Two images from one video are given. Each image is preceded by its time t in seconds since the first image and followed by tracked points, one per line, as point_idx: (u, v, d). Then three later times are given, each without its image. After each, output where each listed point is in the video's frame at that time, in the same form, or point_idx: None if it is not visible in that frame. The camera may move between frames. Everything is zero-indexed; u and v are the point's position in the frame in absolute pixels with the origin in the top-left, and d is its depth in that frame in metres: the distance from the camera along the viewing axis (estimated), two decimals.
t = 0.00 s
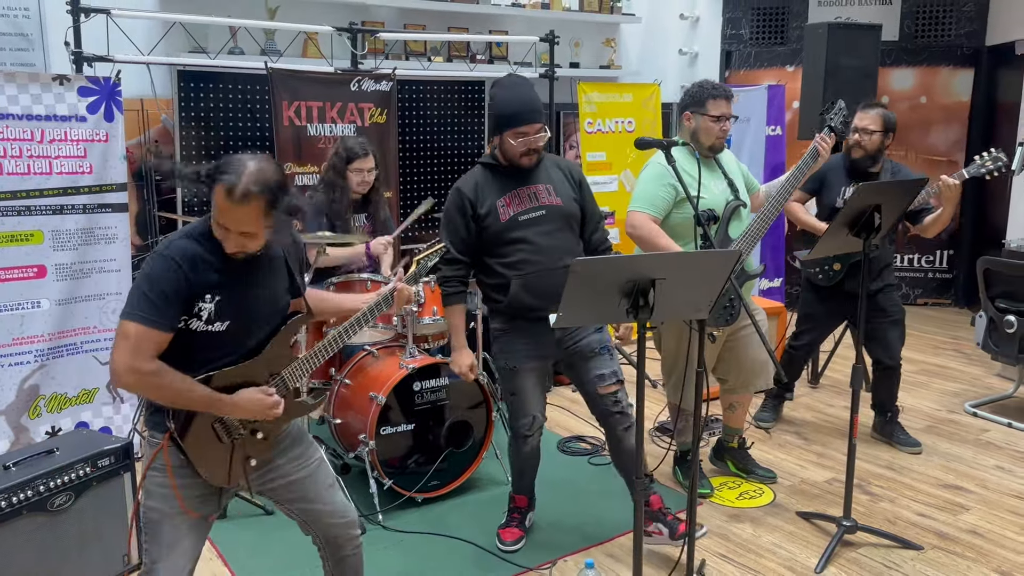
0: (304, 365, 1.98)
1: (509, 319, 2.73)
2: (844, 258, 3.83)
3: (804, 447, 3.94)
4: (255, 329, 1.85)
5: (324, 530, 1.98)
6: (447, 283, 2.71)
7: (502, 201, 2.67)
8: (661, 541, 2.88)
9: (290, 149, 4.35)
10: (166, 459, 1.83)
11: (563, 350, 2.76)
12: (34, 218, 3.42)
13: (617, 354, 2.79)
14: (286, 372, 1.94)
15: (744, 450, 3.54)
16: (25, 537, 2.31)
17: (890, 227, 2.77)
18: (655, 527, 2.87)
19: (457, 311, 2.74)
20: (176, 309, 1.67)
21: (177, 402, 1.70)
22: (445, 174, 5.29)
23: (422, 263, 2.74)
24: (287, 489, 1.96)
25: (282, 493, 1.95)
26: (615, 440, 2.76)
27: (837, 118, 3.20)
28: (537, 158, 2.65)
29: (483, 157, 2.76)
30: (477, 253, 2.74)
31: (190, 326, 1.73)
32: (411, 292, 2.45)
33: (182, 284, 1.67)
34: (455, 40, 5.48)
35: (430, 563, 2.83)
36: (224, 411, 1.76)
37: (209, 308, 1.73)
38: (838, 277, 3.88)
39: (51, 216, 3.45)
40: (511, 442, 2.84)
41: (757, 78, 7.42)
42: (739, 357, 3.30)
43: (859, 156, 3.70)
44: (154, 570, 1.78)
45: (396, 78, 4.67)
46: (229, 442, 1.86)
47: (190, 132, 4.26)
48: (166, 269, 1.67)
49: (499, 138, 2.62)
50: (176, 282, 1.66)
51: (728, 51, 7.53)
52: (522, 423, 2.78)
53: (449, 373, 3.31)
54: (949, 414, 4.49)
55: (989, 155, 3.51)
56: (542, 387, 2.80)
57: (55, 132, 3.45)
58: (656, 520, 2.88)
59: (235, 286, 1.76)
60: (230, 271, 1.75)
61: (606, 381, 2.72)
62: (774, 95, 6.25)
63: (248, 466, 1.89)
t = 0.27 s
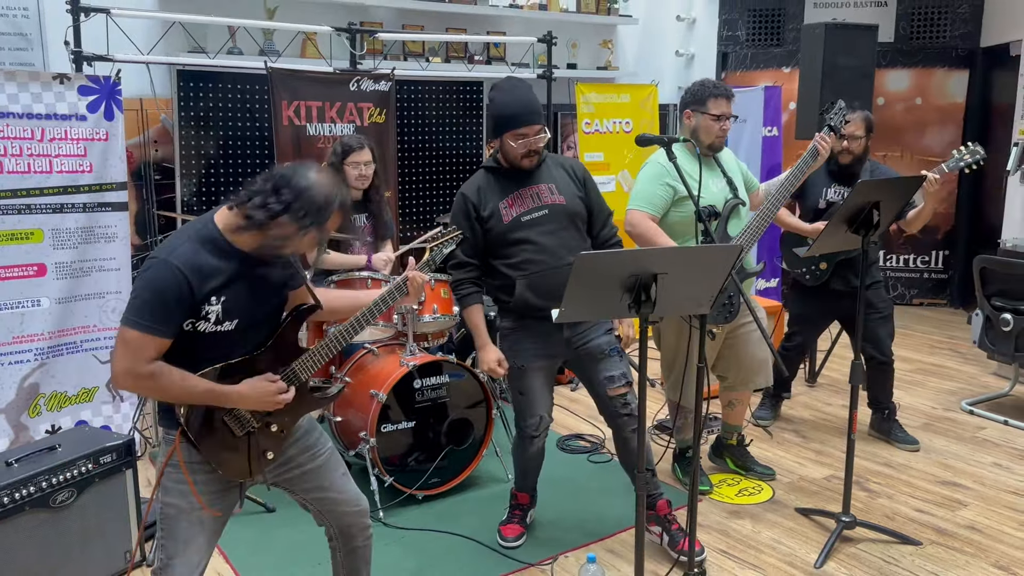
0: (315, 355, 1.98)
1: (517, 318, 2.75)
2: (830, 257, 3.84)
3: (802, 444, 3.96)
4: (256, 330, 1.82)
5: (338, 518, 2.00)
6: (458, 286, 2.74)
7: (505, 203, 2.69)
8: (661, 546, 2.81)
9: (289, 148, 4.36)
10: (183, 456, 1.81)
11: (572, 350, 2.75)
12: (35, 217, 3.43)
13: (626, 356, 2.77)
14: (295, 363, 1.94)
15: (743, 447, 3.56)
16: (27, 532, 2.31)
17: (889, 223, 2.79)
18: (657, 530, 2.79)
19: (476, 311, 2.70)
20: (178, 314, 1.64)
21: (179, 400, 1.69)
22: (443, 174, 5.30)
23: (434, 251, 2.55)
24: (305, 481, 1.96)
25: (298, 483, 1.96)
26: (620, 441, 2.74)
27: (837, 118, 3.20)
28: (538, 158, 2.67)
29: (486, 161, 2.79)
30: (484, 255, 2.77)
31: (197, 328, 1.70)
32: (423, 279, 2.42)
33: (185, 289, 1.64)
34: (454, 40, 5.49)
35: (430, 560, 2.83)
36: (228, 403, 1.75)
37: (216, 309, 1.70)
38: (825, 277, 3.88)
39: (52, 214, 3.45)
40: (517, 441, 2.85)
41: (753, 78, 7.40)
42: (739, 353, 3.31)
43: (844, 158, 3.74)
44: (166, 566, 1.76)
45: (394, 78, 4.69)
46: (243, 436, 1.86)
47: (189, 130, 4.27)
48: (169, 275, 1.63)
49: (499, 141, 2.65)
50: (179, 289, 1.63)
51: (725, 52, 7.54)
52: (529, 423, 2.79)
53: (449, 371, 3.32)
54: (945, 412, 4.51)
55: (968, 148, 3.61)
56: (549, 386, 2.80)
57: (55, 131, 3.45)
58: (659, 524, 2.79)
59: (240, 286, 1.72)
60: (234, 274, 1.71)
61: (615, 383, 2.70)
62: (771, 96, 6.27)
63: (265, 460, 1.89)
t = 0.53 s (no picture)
0: (310, 350, 2.01)
1: (534, 323, 2.71)
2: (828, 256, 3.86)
3: (799, 444, 3.96)
4: (255, 320, 1.83)
5: (334, 518, 1.99)
6: (480, 283, 2.69)
7: (532, 201, 2.63)
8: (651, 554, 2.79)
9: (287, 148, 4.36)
10: (182, 452, 1.80)
11: (587, 359, 2.70)
12: (32, 216, 3.42)
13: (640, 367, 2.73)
14: (291, 357, 1.96)
15: (741, 446, 3.56)
16: (25, 531, 2.30)
17: (887, 221, 2.80)
18: (650, 538, 2.78)
19: (496, 306, 2.67)
20: (177, 296, 1.65)
21: (175, 387, 1.69)
22: (441, 174, 5.30)
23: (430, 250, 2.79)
24: (299, 481, 1.96)
25: (296, 481, 1.96)
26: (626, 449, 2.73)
27: (836, 116, 3.21)
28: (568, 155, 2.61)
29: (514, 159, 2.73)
30: (506, 254, 2.72)
31: (194, 313, 1.72)
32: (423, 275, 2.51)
33: (186, 271, 1.65)
34: (451, 41, 5.49)
35: (429, 558, 2.82)
36: (224, 394, 1.75)
37: (216, 294, 1.72)
38: (824, 276, 3.90)
39: (49, 214, 3.45)
40: (522, 446, 2.83)
41: (749, 81, 7.45)
42: (737, 352, 3.32)
43: (842, 159, 3.74)
44: (165, 564, 1.75)
45: (392, 78, 4.69)
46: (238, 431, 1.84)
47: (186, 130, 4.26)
48: (171, 256, 1.65)
49: (528, 135, 2.60)
50: (179, 270, 1.64)
51: (722, 54, 7.58)
52: (536, 429, 2.75)
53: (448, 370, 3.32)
54: (942, 412, 4.52)
55: (958, 141, 3.69)
56: (560, 393, 2.76)
57: (52, 130, 3.45)
58: (653, 530, 2.77)
59: (239, 272, 1.75)
60: (233, 257, 1.74)
61: (629, 395, 2.66)
62: (767, 97, 6.28)
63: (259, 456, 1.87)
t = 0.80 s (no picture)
0: (304, 348, 1.96)
1: (545, 322, 2.66)
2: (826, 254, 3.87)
3: (797, 442, 3.96)
4: (249, 310, 1.84)
5: (331, 509, 1.98)
6: (501, 257, 2.61)
7: (563, 190, 2.62)
8: (649, 551, 2.79)
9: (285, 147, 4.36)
10: (167, 444, 1.81)
11: (599, 357, 2.67)
12: (28, 214, 3.41)
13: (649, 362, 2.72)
14: (282, 352, 1.92)
15: (739, 444, 3.56)
16: (21, 528, 2.29)
17: (884, 218, 2.80)
18: (649, 534, 2.77)
19: (525, 267, 2.56)
20: (168, 279, 1.69)
21: (162, 375, 1.70)
22: (439, 175, 5.30)
23: (439, 252, 2.61)
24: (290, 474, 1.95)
25: (287, 476, 1.95)
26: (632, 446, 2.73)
27: (833, 112, 3.25)
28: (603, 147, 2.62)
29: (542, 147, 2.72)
30: (524, 243, 2.69)
31: (185, 299, 1.74)
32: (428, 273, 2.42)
33: (175, 254, 1.69)
34: (449, 41, 5.49)
35: (427, 556, 2.81)
36: (212, 387, 1.75)
37: (205, 279, 1.75)
38: (822, 275, 3.90)
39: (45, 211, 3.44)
40: (524, 444, 2.81)
41: (746, 82, 7.48)
42: (734, 350, 3.33)
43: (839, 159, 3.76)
44: (154, 558, 1.73)
45: (390, 78, 4.69)
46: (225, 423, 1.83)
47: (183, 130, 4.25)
48: (162, 239, 1.69)
49: (563, 120, 2.58)
50: (170, 252, 1.68)
51: (718, 55, 7.65)
52: (541, 428, 2.74)
53: (445, 368, 3.31)
54: (940, 411, 4.52)
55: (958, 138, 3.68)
56: (566, 392, 2.75)
57: (49, 128, 3.44)
58: (650, 528, 2.77)
59: (230, 259, 1.77)
60: (225, 243, 1.77)
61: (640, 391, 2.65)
62: (765, 99, 6.28)
63: (244, 449, 1.86)
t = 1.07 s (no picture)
0: (302, 341, 1.95)
1: (543, 315, 2.63)
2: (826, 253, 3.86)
3: (795, 440, 3.95)
4: (243, 305, 1.79)
5: (326, 507, 1.94)
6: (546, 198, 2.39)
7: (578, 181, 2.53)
8: (663, 547, 2.76)
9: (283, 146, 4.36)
10: (165, 439, 1.78)
11: (597, 350, 2.66)
12: (25, 211, 3.40)
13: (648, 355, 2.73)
14: (281, 345, 1.91)
15: (737, 441, 3.56)
16: (16, 522, 2.28)
17: (882, 213, 2.80)
18: (658, 530, 2.76)
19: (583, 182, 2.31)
20: (162, 278, 1.61)
21: (158, 373, 1.64)
22: (438, 174, 5.30)
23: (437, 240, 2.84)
24: (288, 470, 1.91)
25: (287, 472, 1.91)
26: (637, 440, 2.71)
27: (831, 108, 3.23)
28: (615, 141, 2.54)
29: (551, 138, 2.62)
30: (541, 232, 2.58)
31: (179, 297, 1.68)
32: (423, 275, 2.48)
33: (168, 251, 1.62)
34: (447, 41, 5.50)
35: (424, 552, 2.80)
36: (211, 383, 1.70)
37: (200, 277, 1.67)
38: (821, 273, 3.89)
39: (42, 208, 3.43)
40: (521, 435, 2.80)
41: (744, 83, 7.48)
42: (733, 346, 3.32)
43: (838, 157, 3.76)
44: (154, 553, 1.70)
45: (388, 77, 4.69)
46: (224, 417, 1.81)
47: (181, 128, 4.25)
48: (154, 235, 1.61)
49: (577, 113, 2.49)
50: (162, 250, 1.60)
51: (716, 56, 7.68)
52: (538, 419, 2.73)
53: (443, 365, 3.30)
54: (939, 409, 4.52)
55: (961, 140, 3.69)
56: (563, 386, 2.73)
57: (46, 125, 3.44)
58: (659, 522, 2.76)
59: (225, 255, 1.70)
60: (219, 239, 1.70)
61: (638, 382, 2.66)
62: (761, 100, 6.31)
63: (245, 443, 1.84)
